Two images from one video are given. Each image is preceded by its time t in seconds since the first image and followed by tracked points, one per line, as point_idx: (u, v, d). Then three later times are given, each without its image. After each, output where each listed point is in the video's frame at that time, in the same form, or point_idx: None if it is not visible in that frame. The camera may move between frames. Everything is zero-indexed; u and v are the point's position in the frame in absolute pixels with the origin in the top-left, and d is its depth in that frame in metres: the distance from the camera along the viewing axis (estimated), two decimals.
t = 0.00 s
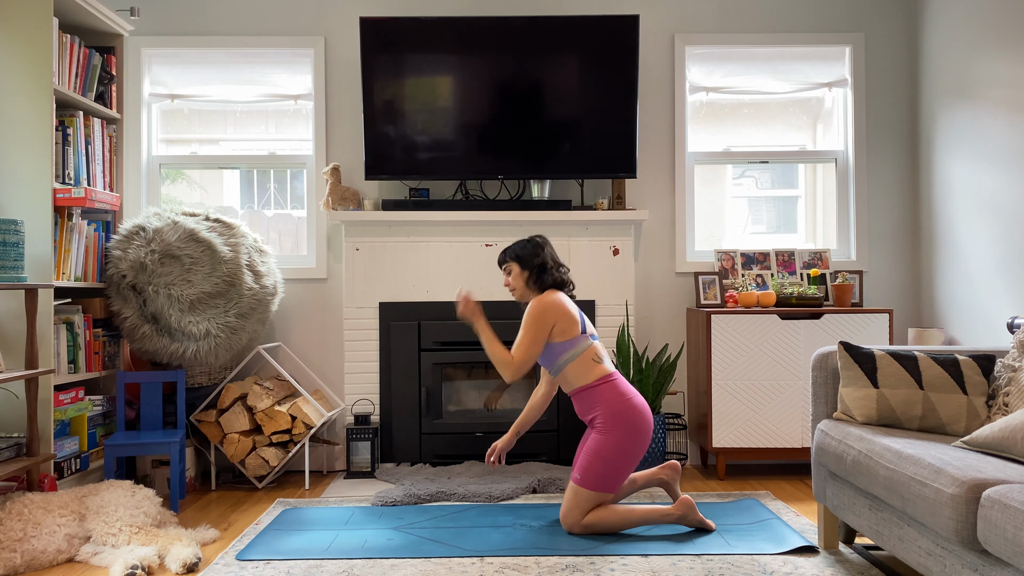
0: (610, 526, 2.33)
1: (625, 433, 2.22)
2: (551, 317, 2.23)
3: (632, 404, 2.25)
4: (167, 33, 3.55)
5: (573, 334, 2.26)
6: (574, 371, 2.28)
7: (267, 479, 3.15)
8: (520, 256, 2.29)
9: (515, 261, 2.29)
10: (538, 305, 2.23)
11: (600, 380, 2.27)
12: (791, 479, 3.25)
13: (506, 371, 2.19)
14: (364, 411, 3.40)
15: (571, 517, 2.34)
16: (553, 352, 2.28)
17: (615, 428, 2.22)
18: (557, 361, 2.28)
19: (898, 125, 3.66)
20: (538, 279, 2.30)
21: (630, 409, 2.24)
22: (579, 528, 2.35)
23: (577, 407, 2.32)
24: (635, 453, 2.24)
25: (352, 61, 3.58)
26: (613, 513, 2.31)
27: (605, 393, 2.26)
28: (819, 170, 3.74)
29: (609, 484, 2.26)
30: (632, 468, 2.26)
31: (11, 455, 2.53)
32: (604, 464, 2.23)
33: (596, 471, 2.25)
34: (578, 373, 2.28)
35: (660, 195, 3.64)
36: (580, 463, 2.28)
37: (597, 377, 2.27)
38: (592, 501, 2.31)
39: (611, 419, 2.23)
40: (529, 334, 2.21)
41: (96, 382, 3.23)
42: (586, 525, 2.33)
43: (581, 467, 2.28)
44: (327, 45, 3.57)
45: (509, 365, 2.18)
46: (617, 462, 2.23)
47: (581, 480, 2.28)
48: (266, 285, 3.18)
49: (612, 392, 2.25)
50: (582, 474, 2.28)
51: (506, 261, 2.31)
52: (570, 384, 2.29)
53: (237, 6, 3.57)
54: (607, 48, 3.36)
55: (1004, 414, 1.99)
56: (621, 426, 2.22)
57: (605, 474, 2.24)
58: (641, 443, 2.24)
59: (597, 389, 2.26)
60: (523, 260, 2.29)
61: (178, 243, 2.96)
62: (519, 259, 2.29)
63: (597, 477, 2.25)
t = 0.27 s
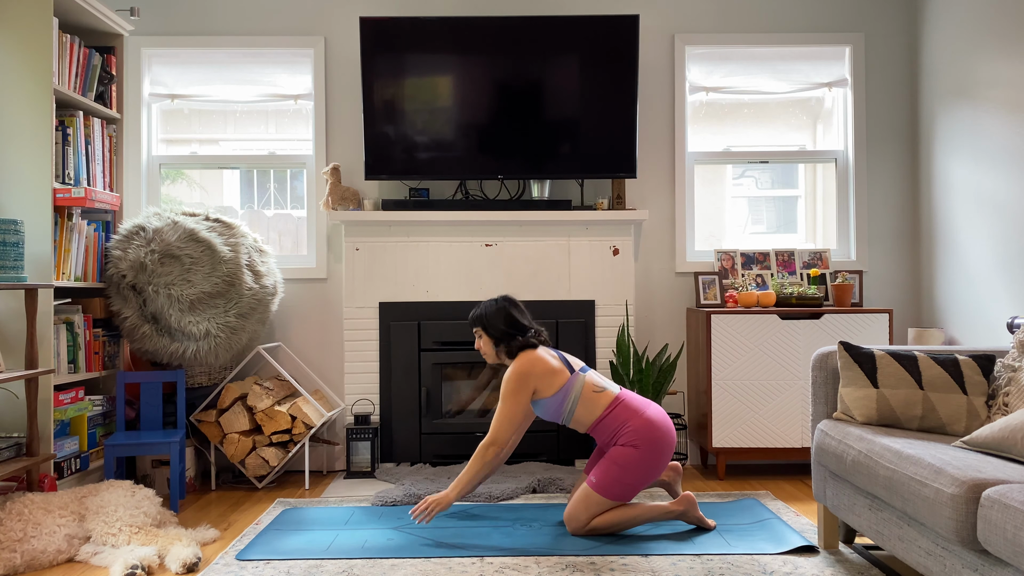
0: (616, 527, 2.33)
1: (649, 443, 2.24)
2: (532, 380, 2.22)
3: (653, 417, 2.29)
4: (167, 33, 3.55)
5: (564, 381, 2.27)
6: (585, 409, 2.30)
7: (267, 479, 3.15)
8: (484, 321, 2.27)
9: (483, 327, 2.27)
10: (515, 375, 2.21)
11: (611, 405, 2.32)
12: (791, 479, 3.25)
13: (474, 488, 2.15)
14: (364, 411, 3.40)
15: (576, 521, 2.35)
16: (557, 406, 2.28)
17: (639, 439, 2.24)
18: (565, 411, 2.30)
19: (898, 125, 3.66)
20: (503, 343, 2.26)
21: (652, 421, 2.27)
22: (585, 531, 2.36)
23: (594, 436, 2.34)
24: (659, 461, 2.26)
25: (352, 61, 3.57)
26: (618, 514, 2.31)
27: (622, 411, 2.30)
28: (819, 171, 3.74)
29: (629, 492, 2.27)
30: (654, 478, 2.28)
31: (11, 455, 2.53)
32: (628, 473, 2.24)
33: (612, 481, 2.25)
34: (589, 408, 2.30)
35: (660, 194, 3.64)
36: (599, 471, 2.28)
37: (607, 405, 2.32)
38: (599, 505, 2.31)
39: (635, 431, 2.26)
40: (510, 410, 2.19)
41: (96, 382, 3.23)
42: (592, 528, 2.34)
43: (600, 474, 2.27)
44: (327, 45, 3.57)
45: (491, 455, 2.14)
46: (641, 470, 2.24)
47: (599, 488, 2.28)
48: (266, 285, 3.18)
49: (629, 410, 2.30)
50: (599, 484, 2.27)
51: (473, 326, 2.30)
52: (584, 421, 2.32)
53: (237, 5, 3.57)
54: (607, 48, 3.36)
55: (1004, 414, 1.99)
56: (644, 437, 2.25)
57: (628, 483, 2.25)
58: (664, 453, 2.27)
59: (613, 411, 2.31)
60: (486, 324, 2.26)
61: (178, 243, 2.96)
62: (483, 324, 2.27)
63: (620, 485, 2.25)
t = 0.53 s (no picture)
0: (617, 526, 2.35)
1: (637, 435, 2.25)
2: (506, 400, 2.21)
3: (636, 408, 2.31)
4: (167, 33, 3.55)
5: (540, 394, 2.27)
6: (568, 415, 2.30)
7: (267, 479, 3.15)
8: (450, 350, 2.24)
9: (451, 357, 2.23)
10: (489, 396, 2.20)
11: (593, 403, 2.32)
12: (791, 479, 3.25)
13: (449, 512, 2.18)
14: (364, 411, 3.40)
15: (578, 519, 2.36)
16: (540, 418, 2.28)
17: (627, 432, 2.26)
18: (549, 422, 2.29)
19: (897, 125, 3.66)
20: (474, 370, 2.23)
21: (637, 412, 2.28)
22: (586, 529, 2.36)
23: (583, 438, 2.34)
24: (650, 451, 2.28)
25: (352, 61, 3.58)
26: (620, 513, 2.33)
27: (606, 406, 2.30)
28: (819, 171, 3.74)
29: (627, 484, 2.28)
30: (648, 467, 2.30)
31: (11, 455, 2.53)
32: (623, 467, 2.25)
33: (609, 479, 2.26)
34: (572, 413, 2.30)
35: (660, 194, 3.64)
36: (593, 470, 2.28)
37: (589, 405, 2.32)
38: (600, 502, 2.32)
39: (622, 424, 2.26)
40: (485, 432, 2.18)
41: (96, 382, 3.23)
42: (595, 527, 2.35)
43: (596, 473, 2.27)
44: (327, 45, 3.57)
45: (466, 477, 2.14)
46: (634, 462, 2.25)
47: (597, 486, 2.28)
48: (266, 285, 3.18)
49: (612, 404, 2.31)
50: (597, 483, 2.28)
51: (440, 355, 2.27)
52: (571, 427, 2.31)
53: (237, 5, 3.57)
54: (607, 48, 3.36)
55: (1004, 414, 1.99)
56: (631, 429, 2.26)
57: (624, 477, 2.26)
58: (654, 442, 2.28)
59: (596, 408, 2.31)
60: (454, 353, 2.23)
61: (178, 243, 2.96)
62: (449, 353, 2.24)
63: (616, 480, 2.26)
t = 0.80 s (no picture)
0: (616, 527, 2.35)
1: (603, 424, 2.25)
2: (470, 396, 2.18)
3: (599, 395, 2.29)
4: (167, 33, 3.55)
5: (502, 390, 2.24)
6: (533, 410, 2.26)
7: (267, 479, 3.15)
8: (405, 356, 2.18)
9: (409, 361, 2.17)
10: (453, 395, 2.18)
11: (557, 395, 2.29)
12: (791, 479, 3.25)
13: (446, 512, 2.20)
14: (364, 411, 3.40)
15: (576, 518, 2.34)
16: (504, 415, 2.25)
17: (593, 422, 2.25)
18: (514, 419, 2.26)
19: (897, 125, 3.66)
20: (432, 373, 2.18)
21: (600, 399, 2.27)
22: (582, 528, 2.36)
23: (553, 432, 2.31)
24: (621, 437, 2.27)
25: (352, 61, 3.58)
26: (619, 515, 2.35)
27: (568, 398, 2.28)
28: (819, 170, 3.74)
29: (611, 476, 2.28)
30: (625, 453, 2.30)
31: (11, 455, 2.53)
32: (598, 459, 2.25)
33: (593, 474, 2.25)
34: (535, 408, 2.26)
35: (660, 194, 3.64)
36: (575, 470, 2.28)
37: (553, 399, 2.28)
38: (596, 502, 2.31)
39: (586, 416, 2.26)
40: (457, 430, 2.17)
41: (96, 382, 3.23)
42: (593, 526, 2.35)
43: (578, 472, 2.27)
44: (327, 45, 3.57)
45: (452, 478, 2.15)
46: (608, 452, 2.25)
47: (583, 485, 2.28)
48: (266, 285, 3.18)
49: (574, 394, 2.29)
50: (583, 480, 2.27)
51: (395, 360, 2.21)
52: (536, 423, 2.27)
53: (237, 5, 3.57)
54: (607, 48, 3.36)
55: (1004, 414, 1.99)
56: (597, 419, 2.25)
57: (603, 470, 2.26)
58: (624, 427, 2.28)
59: (559, 401, 2.28)
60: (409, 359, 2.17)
61: (178, 243, 2.96)
62: (406, 357, 2.17)
63: (598, 475, 2.25)
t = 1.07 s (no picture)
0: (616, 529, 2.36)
1: (587, 424, 2.24)
2: (451, 394, 2.19)
3: (582, 394, 2.28)
4: (167, 33, 3.55)
5: (483, 388, 2.24)
6: (514, 409, 2.26)
7: (267, 479, 3.15)
8: (387, 355, 2.18)
9: (391, 361, 2.17)
10: (434, 392, 2.18)
11: (540, 395, 2.28)
12: (791, 479, 3.25)
13: (442, 511, 2.20)
14: (364, 411, 3.41)
15: (575, 520, 2.34)
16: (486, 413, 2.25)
17: (578, 422, 2.24)
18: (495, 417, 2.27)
19: (897, 125, 3.66)
20: (414, 372, 2.20)
21: (583, 399, 2.25)
22: (581, 529, 2.36)
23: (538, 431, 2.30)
24: (607, 436, 2.26)
25: (352, 61, 3.58)
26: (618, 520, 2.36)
27: (551, 399, 2.27)
28: (819, 170, 3.74)
29: (602, 477, 2.27)
30: (614, 453, 2.28)
31: (11, 455, 2.53)
32: (587, 460, 2.24)
33: (583, 475, 2.24)
34: (516, 408, 2.26)
35: (660, 194, 3.64)
36: (565, 472, 2.27)
37: (535, 399, 2.28)
38: (591, 504, 2.31)
39: (569, 417, 2.25)
40: (440, 429, 2.17)
41: (96, 382, 3.23)
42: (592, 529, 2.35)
43: (568, 475, 2.26)
44: (327, 45, 3.57)
45: (441, 476, 2.15)
46: (595, 453, 2.24)
47: (574, 488, 2.27)
48: (266, 285, 3.18)
49: (557, 395, 2.28)
50: (574, 482, 2.26)
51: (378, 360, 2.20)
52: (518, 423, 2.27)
53: (237, 5, 3.57)
54: (607, 48, 3.36)
55: (1004, 414, 1.99)
56: (581, 418, 2.24)
57: (592, 471, 2.24)
58: (609, 426, 2.26)
59: (542, 402, 2.27)
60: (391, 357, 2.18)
61: (178, 243, 2.96)
62: (388, 357, 2.18)
63: (587, 476, 2.24)
